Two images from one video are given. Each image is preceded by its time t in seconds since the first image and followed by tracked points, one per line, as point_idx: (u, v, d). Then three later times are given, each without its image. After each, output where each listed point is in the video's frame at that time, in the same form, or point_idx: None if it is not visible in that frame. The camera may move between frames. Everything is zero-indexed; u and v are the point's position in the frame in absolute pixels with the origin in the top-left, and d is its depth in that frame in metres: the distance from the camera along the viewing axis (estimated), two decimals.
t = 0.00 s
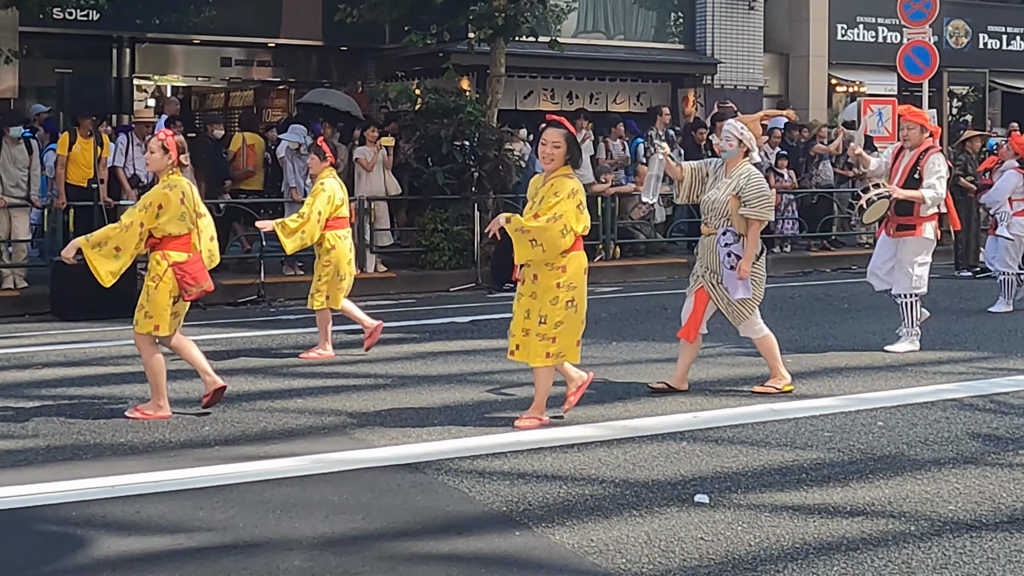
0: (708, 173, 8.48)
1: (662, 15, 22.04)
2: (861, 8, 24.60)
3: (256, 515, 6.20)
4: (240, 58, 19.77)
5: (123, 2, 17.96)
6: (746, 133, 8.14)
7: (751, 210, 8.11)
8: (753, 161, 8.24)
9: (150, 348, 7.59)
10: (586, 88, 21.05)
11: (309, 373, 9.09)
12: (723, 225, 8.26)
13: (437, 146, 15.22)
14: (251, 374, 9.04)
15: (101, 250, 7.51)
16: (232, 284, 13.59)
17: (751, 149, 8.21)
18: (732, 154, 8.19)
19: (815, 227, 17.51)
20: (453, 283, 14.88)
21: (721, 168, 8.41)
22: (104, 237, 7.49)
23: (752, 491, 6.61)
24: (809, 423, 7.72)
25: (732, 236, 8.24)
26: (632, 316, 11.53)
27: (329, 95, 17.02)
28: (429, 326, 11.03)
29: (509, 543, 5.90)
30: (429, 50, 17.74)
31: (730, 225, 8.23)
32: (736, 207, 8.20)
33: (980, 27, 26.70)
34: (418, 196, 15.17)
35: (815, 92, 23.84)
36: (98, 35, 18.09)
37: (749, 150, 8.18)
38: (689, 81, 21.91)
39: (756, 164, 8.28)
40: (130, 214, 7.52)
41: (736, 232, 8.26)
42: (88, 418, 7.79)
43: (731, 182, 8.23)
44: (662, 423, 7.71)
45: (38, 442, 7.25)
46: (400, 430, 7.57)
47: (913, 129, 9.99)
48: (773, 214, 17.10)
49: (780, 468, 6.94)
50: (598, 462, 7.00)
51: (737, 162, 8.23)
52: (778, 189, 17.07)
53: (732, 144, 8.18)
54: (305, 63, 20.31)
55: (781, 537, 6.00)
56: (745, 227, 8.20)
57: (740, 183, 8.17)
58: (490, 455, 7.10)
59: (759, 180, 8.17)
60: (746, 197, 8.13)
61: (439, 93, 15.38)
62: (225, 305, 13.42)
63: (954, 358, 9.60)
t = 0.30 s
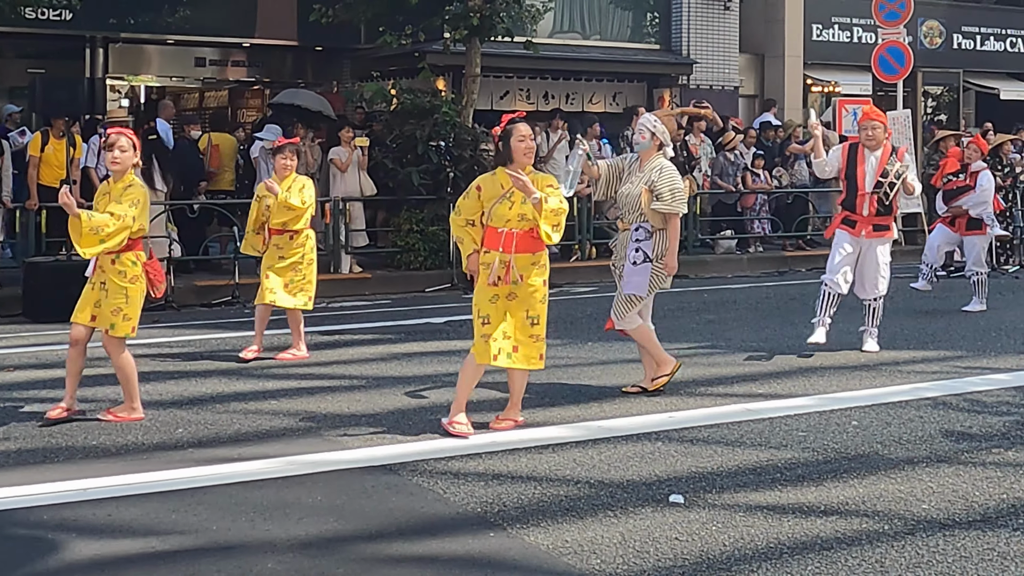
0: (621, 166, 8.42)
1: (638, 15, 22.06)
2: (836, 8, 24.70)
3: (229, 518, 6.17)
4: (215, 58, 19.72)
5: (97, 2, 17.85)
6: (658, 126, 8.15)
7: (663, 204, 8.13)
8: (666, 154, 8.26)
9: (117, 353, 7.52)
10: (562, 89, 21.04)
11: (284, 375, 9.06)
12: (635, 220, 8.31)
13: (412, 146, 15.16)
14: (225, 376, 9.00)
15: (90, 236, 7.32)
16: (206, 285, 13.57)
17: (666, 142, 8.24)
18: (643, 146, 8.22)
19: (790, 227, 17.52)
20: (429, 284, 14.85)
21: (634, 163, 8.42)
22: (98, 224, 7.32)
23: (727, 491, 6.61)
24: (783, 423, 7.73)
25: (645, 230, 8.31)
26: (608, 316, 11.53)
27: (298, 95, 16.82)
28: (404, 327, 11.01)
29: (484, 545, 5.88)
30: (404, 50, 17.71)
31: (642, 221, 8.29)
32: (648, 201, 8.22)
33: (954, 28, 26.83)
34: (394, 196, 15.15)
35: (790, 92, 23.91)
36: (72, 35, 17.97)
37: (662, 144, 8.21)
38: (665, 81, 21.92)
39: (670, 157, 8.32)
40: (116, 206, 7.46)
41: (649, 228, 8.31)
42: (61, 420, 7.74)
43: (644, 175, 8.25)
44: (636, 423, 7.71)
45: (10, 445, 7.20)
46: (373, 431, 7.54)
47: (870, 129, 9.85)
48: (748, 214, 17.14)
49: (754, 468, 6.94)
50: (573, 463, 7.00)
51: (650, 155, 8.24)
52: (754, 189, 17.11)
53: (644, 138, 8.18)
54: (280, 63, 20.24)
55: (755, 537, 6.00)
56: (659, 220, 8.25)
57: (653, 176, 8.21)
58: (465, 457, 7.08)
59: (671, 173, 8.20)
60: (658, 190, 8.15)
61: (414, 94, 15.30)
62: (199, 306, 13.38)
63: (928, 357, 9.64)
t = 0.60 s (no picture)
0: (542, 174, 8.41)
1: (613, 16, 22.07)
2: (810, 8, 24.78)
3: (202, 521, 6.13)
4: (187, 58, 19.64)
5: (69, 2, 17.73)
6: (570, 134, 8.11)
7: (572, 212, 8.08)
8: (581, 161, 8.18)
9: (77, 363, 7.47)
10: (537, 89, 21.04)
11: (258, 377, 9.02)
12: (546, 226, 8.30)
13: (387, 147, 15.13)
14: (198, 378, 8.95)
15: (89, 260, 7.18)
16: (179, 287, 13.51)
17: (580, 150, 8.15)
18: (557, 153, 8.17)
19: (766, 227, 17.65)
20: (404, 285, 14.83)
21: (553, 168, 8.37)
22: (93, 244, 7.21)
23: (701, 491, 6.62)
24: (757, 422, 7.75)
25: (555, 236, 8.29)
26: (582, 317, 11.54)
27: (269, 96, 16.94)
28: (379, 328, 10.99)
29: (457, 546, 5.86)
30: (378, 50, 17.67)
31: (552, 227, 8.28)
32: (559, 207, 8.18)
33: (927, 28, 26.96)
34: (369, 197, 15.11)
35: (765, 93, 23.98)
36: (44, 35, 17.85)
37: (575, 151, 8.14)
38: (640, 81, 21.95)
39: (586, 164, 8.22)
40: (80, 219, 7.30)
41: (561, 233, 8.29)
42: (31, 424, 7.68)
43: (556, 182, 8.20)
44: (611, 424, 7.71)
45: None
46: (347, 433, 7.52)
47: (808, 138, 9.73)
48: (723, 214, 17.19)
49: (728, 468, 6.95)
50: (547, 464, 6.99)
51: (564, 162, 8.18)
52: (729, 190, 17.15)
53: (557, 145, 8.14)
54: (254, 64, 20.16)
55: (729, 537, 6.01)
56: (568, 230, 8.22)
57: (562, 184, 8.15)
58: (439, 458, 7.06)
59: (581, 180, 8.11)
60: (567, 199, 8.11)
61: (389, 94, 15.31)
62: (173, 308, 13.32)
63: (902, 356, 9.68)
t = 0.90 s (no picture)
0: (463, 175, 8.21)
1: (589, 16, 22.07)
2: (786, 10, 24.88)
3: (175, 524, 6.09)
4: (161, 59, 19.54)
5: (42, 3, 17.61)
6: (492, 129, 7.88)
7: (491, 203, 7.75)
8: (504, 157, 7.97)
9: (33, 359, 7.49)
10: (512, 90, 21.04)
11: (231, 379, 8.97)
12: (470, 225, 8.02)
13: (362, 148, 15.10)
14: (171, 381, 8.90)
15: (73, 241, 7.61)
16: (152, 289, 13.45)
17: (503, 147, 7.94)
18: (479, 150, 7.94)
19: (740, 228, 17.69)
20: (379, 286, 14.80)
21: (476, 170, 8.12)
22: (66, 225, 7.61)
23: (676, 491, 6.62)
24: (732, 422, 7.75)
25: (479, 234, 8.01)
26: (559, 317, 11.53)
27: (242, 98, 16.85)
28: (354, 330, 10.95)
29: (432, 547, 5.84)
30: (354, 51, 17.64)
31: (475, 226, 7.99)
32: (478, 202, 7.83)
33: (902, 29, 27.07)
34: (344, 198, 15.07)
35: (739, 93, 24.04)
36: (16, 36, 17.73)
37: (498, 147, 7.93)
38: (616, 82, 21.97)
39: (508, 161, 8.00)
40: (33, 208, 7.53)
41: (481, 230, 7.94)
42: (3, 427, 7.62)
43: (478, 178, 7.92)
44: (586, 425, 7.70)
45: None
46: (321, 435, 7.49)
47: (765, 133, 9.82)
48: (698, 215, 17.23)
49: (704, 468, 6.96)
50: (522, 465, 6.98)
51: (487, 159, 7.95)
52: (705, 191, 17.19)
53: (479, 140, 7.94)
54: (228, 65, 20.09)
55: (704, 536, 6.01)
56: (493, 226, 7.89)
57: (484, 178, 7.86)
58: (414, 460, 7.04)
59: (503, 175, 7.85)
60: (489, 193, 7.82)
61: (365, 96, 15.22)
62: (146, 310, 13.26)
63: (876, 356, 9.70)
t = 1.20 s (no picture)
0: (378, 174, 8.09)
1: (564, 17, 22.09)
2: (760, 11, 24.97)
3: (146, 529, 6.05)
4: (134, 61, 19.45)
5: (14, 4, 17.53)
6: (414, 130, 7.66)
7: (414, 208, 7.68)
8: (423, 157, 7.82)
9: (16, 349, 7.43)
10: (487, 91, 21.04)
11: (204, 383, 8.92)
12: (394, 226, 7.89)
13: (336, 150, 15.08)
14: (144, 385, 8.84)
15: (24, 193, 7.49)
16: (124, 292, 13.39)
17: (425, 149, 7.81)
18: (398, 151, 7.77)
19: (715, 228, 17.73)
20: (354, 289, 14.77)
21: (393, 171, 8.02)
22: (13, 181, 7.44)
23: (650, 493, 6.61)
24: (707, 423, 7.76)
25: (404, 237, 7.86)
26: (534, 319, 11.52)
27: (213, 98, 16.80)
28: (328, 333, 10.91)
29: (406, 550, 5.82)
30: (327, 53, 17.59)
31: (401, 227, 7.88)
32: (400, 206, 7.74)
33: (876, 31, 27.18)
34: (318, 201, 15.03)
35: (714, 95, 24.09)
36: None
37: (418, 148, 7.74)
38: (591, 83, 21.99)
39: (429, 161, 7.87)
40: None
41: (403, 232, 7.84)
42: None
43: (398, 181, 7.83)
44: (561, 427, 7.69)
45: None
46: (294, 439, 7.46)
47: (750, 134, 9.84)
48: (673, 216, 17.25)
49: (678, 469, 6.96)
50: (496, 467, 6.96)
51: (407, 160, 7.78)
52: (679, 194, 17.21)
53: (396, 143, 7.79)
54: (202, 67, 20.02)
55: (678, 538, 6.00)
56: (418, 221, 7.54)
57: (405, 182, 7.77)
58: (388, 463, 7.02)
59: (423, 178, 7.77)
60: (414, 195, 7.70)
61: (338, 97, 15.33)
62: (118, 313, 13.19)
63: (850, 356, 9.74)
